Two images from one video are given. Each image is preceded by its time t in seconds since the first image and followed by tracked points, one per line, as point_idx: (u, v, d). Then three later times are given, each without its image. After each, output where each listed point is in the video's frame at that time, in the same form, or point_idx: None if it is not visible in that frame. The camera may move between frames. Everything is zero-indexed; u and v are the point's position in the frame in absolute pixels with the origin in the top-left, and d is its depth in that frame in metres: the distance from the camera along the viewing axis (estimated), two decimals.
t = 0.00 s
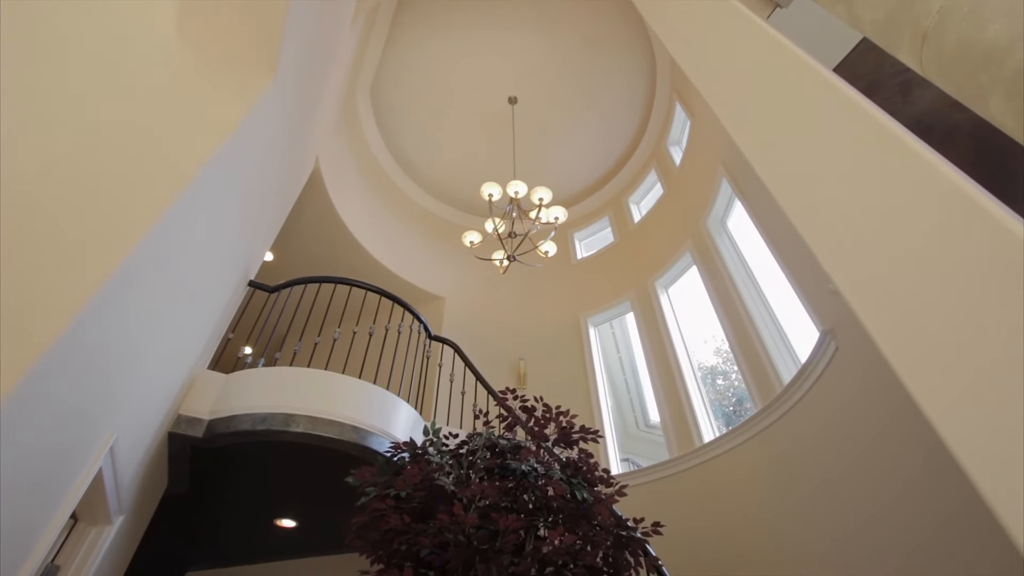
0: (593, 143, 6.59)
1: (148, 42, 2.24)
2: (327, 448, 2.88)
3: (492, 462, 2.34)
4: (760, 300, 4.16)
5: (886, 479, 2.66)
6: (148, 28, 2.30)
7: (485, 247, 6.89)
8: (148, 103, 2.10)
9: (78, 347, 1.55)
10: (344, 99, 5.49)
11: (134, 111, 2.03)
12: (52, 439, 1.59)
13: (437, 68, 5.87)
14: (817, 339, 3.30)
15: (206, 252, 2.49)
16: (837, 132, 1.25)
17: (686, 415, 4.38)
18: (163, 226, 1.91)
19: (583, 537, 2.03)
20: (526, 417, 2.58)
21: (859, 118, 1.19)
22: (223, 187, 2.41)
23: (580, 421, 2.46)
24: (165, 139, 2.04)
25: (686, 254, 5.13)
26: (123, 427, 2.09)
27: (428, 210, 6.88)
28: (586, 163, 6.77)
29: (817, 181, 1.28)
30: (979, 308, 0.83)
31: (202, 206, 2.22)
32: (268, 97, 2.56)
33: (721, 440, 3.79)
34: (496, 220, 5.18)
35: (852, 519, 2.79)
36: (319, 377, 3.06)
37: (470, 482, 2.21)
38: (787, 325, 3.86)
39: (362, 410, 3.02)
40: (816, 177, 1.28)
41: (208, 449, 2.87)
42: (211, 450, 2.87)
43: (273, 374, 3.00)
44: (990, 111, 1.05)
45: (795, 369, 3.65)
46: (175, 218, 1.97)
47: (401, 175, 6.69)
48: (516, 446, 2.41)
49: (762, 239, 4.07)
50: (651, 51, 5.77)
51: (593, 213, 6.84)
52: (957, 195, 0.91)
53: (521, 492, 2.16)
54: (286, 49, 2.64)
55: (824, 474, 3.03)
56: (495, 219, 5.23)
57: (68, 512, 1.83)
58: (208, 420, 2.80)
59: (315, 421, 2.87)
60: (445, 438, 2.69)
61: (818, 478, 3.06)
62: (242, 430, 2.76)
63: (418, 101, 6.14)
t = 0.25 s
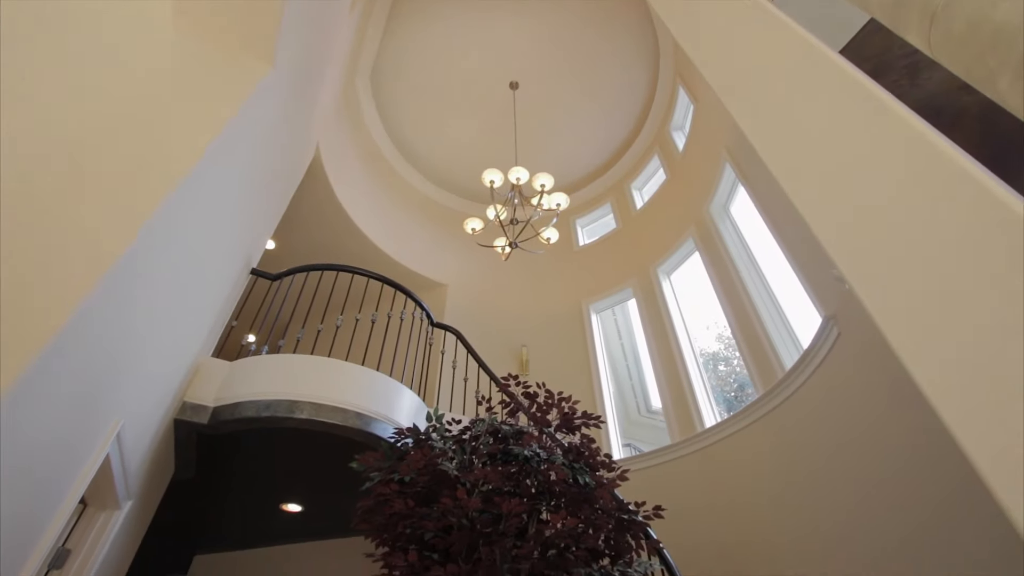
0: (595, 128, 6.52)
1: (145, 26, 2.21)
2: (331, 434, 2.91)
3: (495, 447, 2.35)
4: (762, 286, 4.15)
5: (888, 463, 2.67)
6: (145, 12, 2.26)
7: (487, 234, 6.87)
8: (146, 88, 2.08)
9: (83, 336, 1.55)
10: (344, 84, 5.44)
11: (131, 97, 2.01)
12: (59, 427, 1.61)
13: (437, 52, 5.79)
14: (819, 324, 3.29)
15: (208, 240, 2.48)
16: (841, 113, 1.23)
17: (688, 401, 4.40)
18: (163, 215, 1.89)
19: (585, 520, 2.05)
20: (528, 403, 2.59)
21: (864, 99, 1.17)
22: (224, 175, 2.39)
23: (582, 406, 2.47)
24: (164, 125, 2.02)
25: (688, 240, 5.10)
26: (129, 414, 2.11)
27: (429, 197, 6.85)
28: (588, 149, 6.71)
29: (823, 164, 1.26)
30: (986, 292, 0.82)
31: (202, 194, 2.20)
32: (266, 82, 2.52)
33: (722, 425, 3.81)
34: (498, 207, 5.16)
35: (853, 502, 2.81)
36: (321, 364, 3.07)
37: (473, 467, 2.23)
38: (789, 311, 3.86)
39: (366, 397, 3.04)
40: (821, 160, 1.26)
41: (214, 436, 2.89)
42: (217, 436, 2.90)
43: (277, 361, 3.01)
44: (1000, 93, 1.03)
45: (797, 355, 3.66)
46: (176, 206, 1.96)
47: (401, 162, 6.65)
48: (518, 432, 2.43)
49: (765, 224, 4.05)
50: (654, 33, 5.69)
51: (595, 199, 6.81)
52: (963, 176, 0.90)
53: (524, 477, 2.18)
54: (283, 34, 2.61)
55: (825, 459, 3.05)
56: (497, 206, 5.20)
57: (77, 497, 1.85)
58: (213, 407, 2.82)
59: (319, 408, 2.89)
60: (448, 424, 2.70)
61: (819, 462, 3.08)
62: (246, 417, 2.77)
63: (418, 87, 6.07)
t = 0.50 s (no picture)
0: (596, 114, 6.47)
1: (142, 13, 2.19)
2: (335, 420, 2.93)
3: (497, 433, 2.37)
4: (765, 272, 4.14)
5: (890, 448, 2.68)
6: None
7: (488, 220, 6.85)
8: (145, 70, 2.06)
9: (88, 323, 1.56)
10: (343, 70, 5.39)
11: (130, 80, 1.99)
12: (66, 413, 1.62)
13: (437, 37, 5.73)
14: (822, 310, 3.29)
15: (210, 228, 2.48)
16: (847, 94, 1.21)
17: (689, 387, 4.41)
18: (164, 203, 1.88)
19: (587, 504, 2.08)
20: (530, 389, 2.60)
21: (871, 79, 1.14)
22: (224, 161, 2.38)
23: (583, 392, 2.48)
24: (164, 110, 2.00)
25: (691, 226, 5.08)
26: (135, 401, 2.13)
27: (430, 185, 6.83)
28: (590, 135, 6.65)
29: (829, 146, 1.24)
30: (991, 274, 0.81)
31: (203, 182, 2.18)
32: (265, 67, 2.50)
33: (724, 411, 3.83)
34: (500, 194, 5.14)
35: (853, 486, 2.83)
36: (325, 351, 3.08)
37: (476, 454, 2.24)
38: (791, 297, 3.85)
39: (369, 384, 3.05)
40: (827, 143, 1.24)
41: (219, 423, 2.92)
42: (222, 423, 2.92)
43: (280, 349, 3.03)
44: (1008, 74, 1.02)
45: (800, 341, 3.66)
46: (177, 193, 1.95)
47: (402, 149, 6.61)
48: (521, 418, 2.44)
49: (769, 210, 4.02)
50: (658, 16, 5.61)
51: (597, 186, 6.77)
52: (969, 158, 0.89)
53: (526, 462, 2.20)
54: (282, 17, 2.57)
55: (827, 443, 3.06)
56: (499, 192, 5.18)
57: (86, 483, 1.87)
58: (217, 395, 2.84)
59: (322, 395, 2.90)
60: (451, 410, 2.71)
61: (820, 447, 3.09)
62: (251, 404, 2.80)
63: (419, 72, 6.02)
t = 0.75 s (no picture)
0: (599, 100, 6.41)
1: None
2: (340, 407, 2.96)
3: (501, 420, 2.39)
4: (769, 259, 4.12)
5: (891, 432, 2.69)
6: None
7: (490, 208, 6.82)
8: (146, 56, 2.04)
9: (92, 312, 1.56)
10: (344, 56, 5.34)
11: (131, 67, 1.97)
12: (74, 401, 1.63)
13: (439, 22, 5.66)
14: (826, 296, 3.28)
15: (212, 217, 2.48)
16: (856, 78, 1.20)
17: (692, 374, 4.43)
18: (167, 192, 1.88)
19: (591, 490, 2.10)
20: (534, 377, 2.61)
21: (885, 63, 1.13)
22: (225, 150, 2.37)
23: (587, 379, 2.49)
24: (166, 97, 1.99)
25: (695, 212, 5.05)
26: (142, 389, 2.15)
27: (432, 172, 6.80)
28: (594, 121, 6.59)
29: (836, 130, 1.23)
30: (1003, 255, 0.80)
31: (205, 171, 2.18)
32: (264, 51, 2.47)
33: (727, 397, 3.84)
34: (502, 181, 5.11)
35: (856, 471, 2.84)
36: (329, 339, 3.10)
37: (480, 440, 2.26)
38: (795, 283, 3.84)
39: (374, 371, 3.07)
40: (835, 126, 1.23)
41: (226, 410, 2.95)
42: (229, 410, 2.95)
43: (285, 337, 3.04)
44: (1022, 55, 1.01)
45: (803, 327, 3.65)
46: (178, 181, 1.95)
47: (404, 136, 6.58)
48: (524, 405, 2.45)
49: (773, 196, 3.99)
50: None
51: (601, 172, 6.72)
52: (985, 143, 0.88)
53: (530, 448, 2.22)
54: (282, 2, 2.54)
55: (829, 429, 3.06)
56: (501, 180, 5.15)
57: (95, 470, 1.90)
58: (224, 383, 2.87)
59: (327, 382, 2.92)
60: (455, 397, 2.73)
61: (822, 432, 3.10)
62: (257, 392, 2.82)
63: (420, 58, 5.96)
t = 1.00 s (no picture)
0: (601, 83, 6.32)
1: None
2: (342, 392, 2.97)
3: (502, 405, 2.40)
4: (771, 245, 4.10)
5: (888, 417, 2.71)
6: None
7: (491, 194, 6.79)
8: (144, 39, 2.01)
9: (95, 296, 1.56)
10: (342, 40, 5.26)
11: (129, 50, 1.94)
12: (79, 386, 1.64)
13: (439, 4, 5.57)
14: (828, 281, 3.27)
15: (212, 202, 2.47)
16: (868, 62, 1.18)
17: (693, 359, 4.45)
18: (166, 178, 1.86)
19: (591, 473, 2.12)
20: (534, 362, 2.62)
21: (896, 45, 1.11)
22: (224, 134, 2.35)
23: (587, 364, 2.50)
24: (164, 81, 1.96)
25: (697, 198, 5.02)
26: (146, 374, 2.16)
27: (433, 158, 6.76)
28: (595, 105, 6.52)
29: (845, 114, 1.21)
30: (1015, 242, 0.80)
31: (204, 155, 2.16)
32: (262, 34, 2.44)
33: (728, 382, 3.86)
34: (503, 166, 5.06)
35: (854, 455, 2.86)
36: (330, 325, 3.10)
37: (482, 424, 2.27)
38: (797, 269, 3.83)
39: (375, 357, 3.09)
40: (845, 113, 1.22)
41: (229, 395, 2.97)
42: (232, 396, 2.97)
43: (287, 323, 3.05)
44: None
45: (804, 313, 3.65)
46: (178, 166, 1.93)
47: (404, 121, 6.52)
48: (525, 390, 2.46)
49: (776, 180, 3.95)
50: None
51: (602, 157, 6.67)
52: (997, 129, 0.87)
53: (531, 432, 2.24)
54: None
55: (830, 414, 3.07)
56: (502, 165, 5.11)
57: (101, 454, 1.92)
58: (226, 369, 2.88)
59: (329, 368, 2.93)
60: (457, 382, 2.74)
61: (823, 417, 3.12)
62: (260, 377, 2.83)
63: (420, 41, 5.87)
